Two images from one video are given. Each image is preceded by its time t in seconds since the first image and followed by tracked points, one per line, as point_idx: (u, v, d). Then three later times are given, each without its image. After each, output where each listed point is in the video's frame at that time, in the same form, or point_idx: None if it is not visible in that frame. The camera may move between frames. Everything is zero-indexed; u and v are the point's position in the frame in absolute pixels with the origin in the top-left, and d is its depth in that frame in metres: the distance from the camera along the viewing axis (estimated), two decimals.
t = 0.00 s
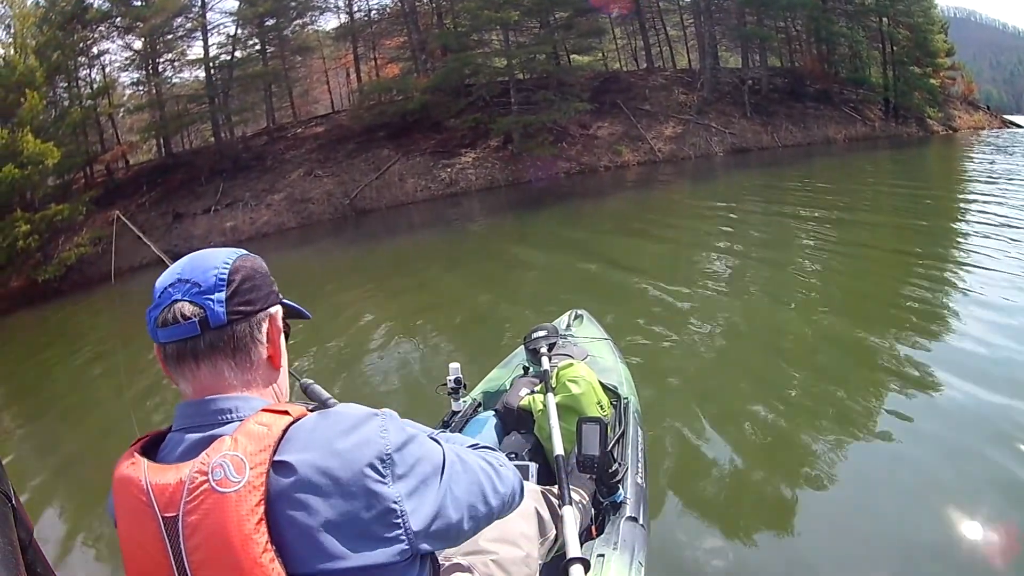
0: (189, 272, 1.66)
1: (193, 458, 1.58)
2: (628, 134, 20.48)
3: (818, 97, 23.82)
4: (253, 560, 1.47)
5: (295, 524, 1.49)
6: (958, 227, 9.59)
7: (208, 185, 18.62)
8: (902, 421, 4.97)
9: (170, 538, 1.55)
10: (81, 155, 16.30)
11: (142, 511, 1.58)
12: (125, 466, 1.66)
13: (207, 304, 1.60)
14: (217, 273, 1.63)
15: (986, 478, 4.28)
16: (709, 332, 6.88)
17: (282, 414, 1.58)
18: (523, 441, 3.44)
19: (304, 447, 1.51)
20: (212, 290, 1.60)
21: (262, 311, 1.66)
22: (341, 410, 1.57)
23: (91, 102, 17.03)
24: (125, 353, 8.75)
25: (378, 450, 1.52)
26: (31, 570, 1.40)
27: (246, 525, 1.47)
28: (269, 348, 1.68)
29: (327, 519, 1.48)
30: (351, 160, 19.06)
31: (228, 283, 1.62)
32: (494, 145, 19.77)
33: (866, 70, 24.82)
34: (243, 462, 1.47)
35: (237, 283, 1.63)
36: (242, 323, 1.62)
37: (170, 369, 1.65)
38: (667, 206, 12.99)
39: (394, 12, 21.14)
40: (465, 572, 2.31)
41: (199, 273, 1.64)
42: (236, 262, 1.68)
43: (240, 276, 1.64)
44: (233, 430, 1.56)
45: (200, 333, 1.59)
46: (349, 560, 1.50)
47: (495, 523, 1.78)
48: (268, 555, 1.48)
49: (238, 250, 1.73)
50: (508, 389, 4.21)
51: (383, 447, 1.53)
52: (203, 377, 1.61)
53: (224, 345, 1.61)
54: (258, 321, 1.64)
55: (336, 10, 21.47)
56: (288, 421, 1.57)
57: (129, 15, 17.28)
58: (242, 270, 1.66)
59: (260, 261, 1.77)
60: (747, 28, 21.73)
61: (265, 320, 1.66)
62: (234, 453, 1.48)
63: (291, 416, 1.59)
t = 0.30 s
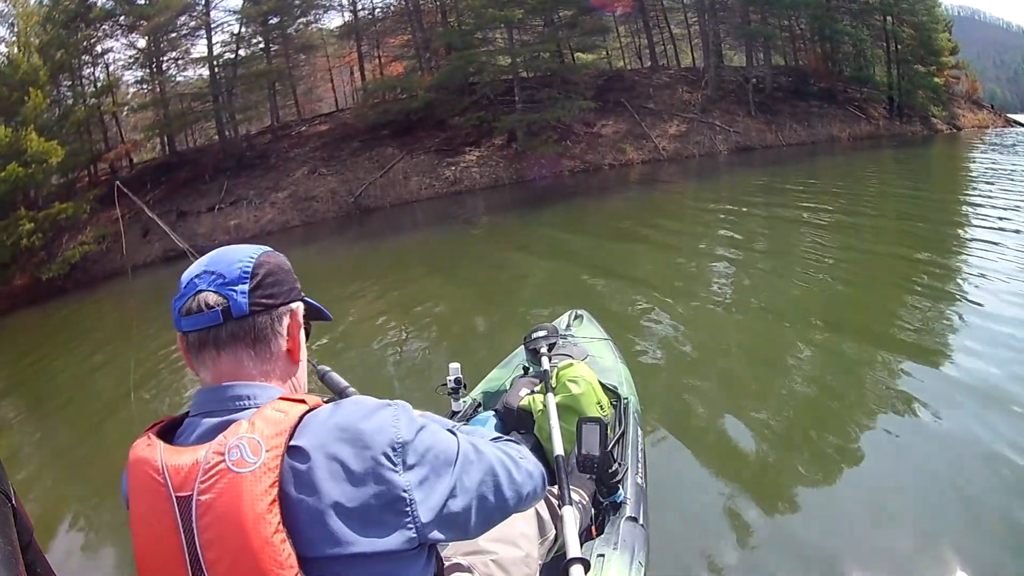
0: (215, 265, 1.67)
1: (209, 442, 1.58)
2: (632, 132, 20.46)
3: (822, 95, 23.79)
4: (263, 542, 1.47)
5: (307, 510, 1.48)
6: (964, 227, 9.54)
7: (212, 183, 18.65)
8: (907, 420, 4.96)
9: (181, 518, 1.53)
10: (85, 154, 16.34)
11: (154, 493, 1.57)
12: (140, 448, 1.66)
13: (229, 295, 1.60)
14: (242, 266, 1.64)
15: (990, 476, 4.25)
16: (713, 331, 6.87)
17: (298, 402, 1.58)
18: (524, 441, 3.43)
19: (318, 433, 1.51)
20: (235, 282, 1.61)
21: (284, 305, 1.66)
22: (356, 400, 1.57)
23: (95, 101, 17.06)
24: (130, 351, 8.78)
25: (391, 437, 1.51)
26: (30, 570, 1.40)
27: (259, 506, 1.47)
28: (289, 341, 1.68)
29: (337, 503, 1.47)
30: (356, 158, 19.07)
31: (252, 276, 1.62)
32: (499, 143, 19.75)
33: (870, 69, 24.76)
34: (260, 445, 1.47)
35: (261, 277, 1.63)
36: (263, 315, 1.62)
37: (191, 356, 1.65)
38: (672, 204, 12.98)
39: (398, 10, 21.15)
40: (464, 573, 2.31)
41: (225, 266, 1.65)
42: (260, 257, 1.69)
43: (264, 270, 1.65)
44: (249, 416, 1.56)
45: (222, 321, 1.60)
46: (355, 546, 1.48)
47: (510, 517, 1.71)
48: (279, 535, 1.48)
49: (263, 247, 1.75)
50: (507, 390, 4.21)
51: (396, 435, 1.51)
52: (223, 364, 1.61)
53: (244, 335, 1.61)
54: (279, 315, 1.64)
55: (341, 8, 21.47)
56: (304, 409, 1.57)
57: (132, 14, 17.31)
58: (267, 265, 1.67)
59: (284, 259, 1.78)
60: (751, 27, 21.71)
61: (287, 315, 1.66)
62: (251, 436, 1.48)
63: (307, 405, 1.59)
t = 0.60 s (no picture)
0: (231, 261, 1.68)
1: (217, 435, 1.58)
2: (637, 131, 20.44)
3: (826, 95, 23.76)
4: (268, 536, 1.46)
5: (312, 507, 1.48)
6: (968, 227, 9.49)
7: (217, 181, 18.68)
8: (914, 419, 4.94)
9: (188, 511, 1.53)
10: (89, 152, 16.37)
11: (161, 483, 1.57)
12: (149, 439, 1.66)
13: (243, 289, 1.61)
14: (257, 262, 1.65)
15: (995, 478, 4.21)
16: (717, 330, 6.86)
17: (307, 398, 1.58)
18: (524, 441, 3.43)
19: (325, 430, 1.51)
20: (249, 277, 1.62)
21: (297, 302, 1.67)
22: (365, 400, 1.57)
23: (100, 99, 17.11)
24: (135, 348, 8.81)
25: (398, 436, 1.51)
26: (30, 570, 1.40)
27: (265, 498, 1.46)
28: (300, 337, 1.67)
29: (342, 501, 1.47)
30: (360, 157, 19.07)
31: (266, 272, 1.64)
32: (504, 141, 19.71)
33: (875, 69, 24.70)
34: (268, 438, 1.47)
35: (275, 273, 1.64)
36: (275, 310, 1.62)
37: (203, 350, 1.66)
38: (677, 203, 12.96)
39: (403, 9, 21.15)
40: (465, 573, 2.32)
41: (241, 262, 1.67)
42: (277, 254, 1.70)
43: (279, 267, 1.66)
44: (258, 409, 1.56)
45: (234, 314, 1.60)
46: (359, 543, 1.48)
47: (521, 519, 1.70)
48: (284, 527, 1.47)
49: (279, 246, 1.76)
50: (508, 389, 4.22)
51: (402, 435, 1.52)
52: (234, 357, 1.62)
53: (255, 329, 1.61)
54: (291, 311, 1.65)
55: (346, 6, 21.49)
56: (313, 405, 1.57)
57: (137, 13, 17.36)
58: (281, 262, 1.68)
59: (300, 257, 1.79)
60: (756, 26, 21.66)
61: (299, 312, 1.67)
62: (259, 429, 1.48)
63: (316, 401, 1.59)
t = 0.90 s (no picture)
0: (222, 263, 1.69)
1: (210, 438, 1.58)
2: (639, 132, 20.45)
3: (828, 96, 23.75)
4: (263, 537, 1.47)
5: (307, 507, 1.48)
6: (968, 229, 9.49)
7: (219, 180, 18.68)
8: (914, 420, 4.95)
9: (182, 515, 1.54)
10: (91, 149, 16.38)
11: (155, 488, 1.57)
12: (143, 444, 1.66)
13: (232, 290, 1.61)
14: (247, 264, 1.66)
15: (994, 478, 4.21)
16: (718, 331, 6.85)
17: (300, 399, 1.58)
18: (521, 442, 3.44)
19: (319, 431, 1.51)
20: (238, 279, 1.63)
21: (287, 303, 1.66)
22: (357, 400, 1.57)
23: (101, 97, 17.11)
24: (137, 347, 8.82)
25: (391, 436, 1.51)
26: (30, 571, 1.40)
27: (260, 500, 1.46)
28: (291, 338, 1.67)
29: (337, 501, 1.47)
30: (363, 155, 19.08)
31: (256, 272, 1.64)
32: (506, 141, 19.72)
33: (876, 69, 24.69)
34: (261, 440, 1.47)
35: (264, 274, 1.64)
36: (263, 311, 1.62)
37: (195, 352, 1.66)
38: (679, 203, 12.97)
39: (406, 8, 21.14)
40: (463, 573, 2.32)
41: (231, 264, 1.67)
42: (266, 256, 1.70)
43: (268, 268, 1.66)
44: (251, 412, 1.56)
45: (223, 317, 1.61)
46: (354, 543, 1.48)
47: (511, 519, 1.72)
48: (279, 530, 1.47)
49: (269, 247, 1.76)
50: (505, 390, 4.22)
51: (396, 434, 1.52)
52: (225, 359, 1.62)
53: (244, 329, 1.61)
54: (281, 312, 1.65)
55: (348, 5, 21.49)
56: (306, 406, 1.57)
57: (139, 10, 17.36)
58: (271, 264, 1.68)
59: (290, 259, 1.78)
60: (758, 26, 21.66)
61: (289, 313, 1.66)
62: (252, 431, 1.48)
63: (309, 402, 1.59)
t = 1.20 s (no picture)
0: (221, 265, 1.69)
1: (209, 439, 1.58)
2: (646, 131, 20.43)
3: (835, 93, 23.67)
4: (261, 538, 1.47)
5: (305, 508, 1.48)
6: (977, 224, 9.41)
7: (226, 185, 18.76)
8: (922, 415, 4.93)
9: (181, 515, 1.54)
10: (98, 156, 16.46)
11: (155, 489, 1.58)
12: (143, 445, 1.67)
13: (228, 292, 1.62)
14: (244, 265, 1.66)
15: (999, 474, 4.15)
16: (726, 330, 6.83)
17: (298, 400, 1.58)
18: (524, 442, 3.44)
19: (317, 431, 1.51)
20: (235, 280, 1.63)
21: (284, 304, 1.66)
22: (355, 400, 1.57)
23: (108, 104, 17.21)
24: (147, 352, 8.86)
25: (389, 436, 1.51)
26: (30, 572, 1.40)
27: (258, 501, 1.46)
28: (288, 339, 1.67)
29: (336, 501, 1.47)
30: (369, 159, 19.12)
31: (252, 273, 1.64)
32: (513, 142, 19.72)
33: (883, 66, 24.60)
34: (259, 441, 1.48)
35: (261, 275, 1.65)
36: (260, 312, 1.62)
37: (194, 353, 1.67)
38: (687, 203, 12.95)
39: (411, 11, 21.16)
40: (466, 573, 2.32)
41: (229, 265, 1.67)
42: (264, 257, 1.71)
43: (265, 269, 1.66)
44: (250, 413, 1.56)
45: (221, 318, 1.62)
46: (353, 543, 1.48)
47: (512, 521, 1.71)
48: (277, 529, 1.47)
49: (268, 248, 1.76)
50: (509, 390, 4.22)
51: (394, 434, 1.51)
52: (224, 360, 1.63)
53: (241, 330, 1.62)
54: (278, 313, 1.65)
55: (353, 9, 21.54)
56: (304, 406, 1.57)
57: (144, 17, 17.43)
58: (268, 265, 1.68)
59: (289, 260, 1.79)
60: (763, 24, 21.62)
61: (287, 313, 1.66)
62: (250, 432, 1.49)
63: (307, 403, 1.59)
